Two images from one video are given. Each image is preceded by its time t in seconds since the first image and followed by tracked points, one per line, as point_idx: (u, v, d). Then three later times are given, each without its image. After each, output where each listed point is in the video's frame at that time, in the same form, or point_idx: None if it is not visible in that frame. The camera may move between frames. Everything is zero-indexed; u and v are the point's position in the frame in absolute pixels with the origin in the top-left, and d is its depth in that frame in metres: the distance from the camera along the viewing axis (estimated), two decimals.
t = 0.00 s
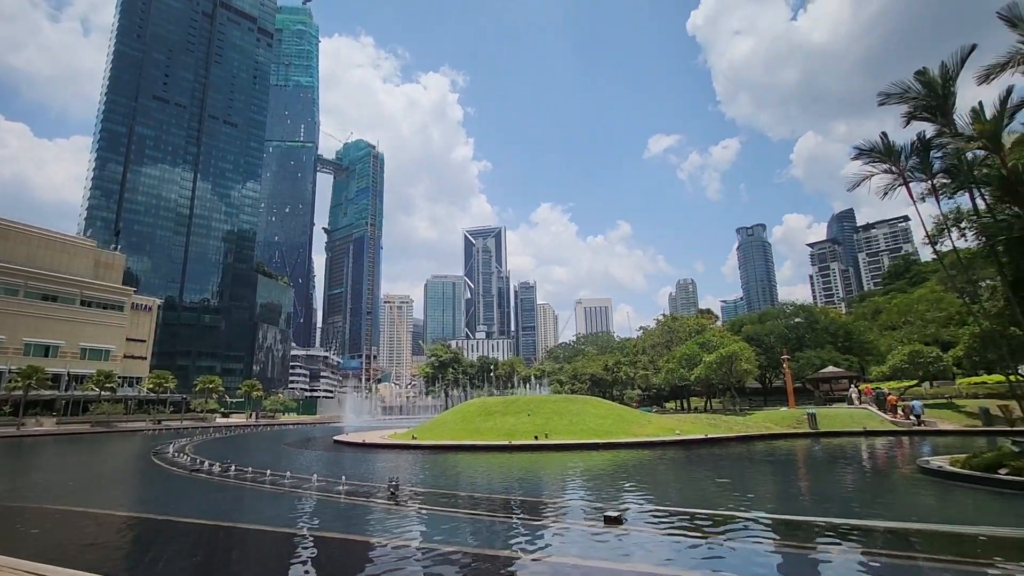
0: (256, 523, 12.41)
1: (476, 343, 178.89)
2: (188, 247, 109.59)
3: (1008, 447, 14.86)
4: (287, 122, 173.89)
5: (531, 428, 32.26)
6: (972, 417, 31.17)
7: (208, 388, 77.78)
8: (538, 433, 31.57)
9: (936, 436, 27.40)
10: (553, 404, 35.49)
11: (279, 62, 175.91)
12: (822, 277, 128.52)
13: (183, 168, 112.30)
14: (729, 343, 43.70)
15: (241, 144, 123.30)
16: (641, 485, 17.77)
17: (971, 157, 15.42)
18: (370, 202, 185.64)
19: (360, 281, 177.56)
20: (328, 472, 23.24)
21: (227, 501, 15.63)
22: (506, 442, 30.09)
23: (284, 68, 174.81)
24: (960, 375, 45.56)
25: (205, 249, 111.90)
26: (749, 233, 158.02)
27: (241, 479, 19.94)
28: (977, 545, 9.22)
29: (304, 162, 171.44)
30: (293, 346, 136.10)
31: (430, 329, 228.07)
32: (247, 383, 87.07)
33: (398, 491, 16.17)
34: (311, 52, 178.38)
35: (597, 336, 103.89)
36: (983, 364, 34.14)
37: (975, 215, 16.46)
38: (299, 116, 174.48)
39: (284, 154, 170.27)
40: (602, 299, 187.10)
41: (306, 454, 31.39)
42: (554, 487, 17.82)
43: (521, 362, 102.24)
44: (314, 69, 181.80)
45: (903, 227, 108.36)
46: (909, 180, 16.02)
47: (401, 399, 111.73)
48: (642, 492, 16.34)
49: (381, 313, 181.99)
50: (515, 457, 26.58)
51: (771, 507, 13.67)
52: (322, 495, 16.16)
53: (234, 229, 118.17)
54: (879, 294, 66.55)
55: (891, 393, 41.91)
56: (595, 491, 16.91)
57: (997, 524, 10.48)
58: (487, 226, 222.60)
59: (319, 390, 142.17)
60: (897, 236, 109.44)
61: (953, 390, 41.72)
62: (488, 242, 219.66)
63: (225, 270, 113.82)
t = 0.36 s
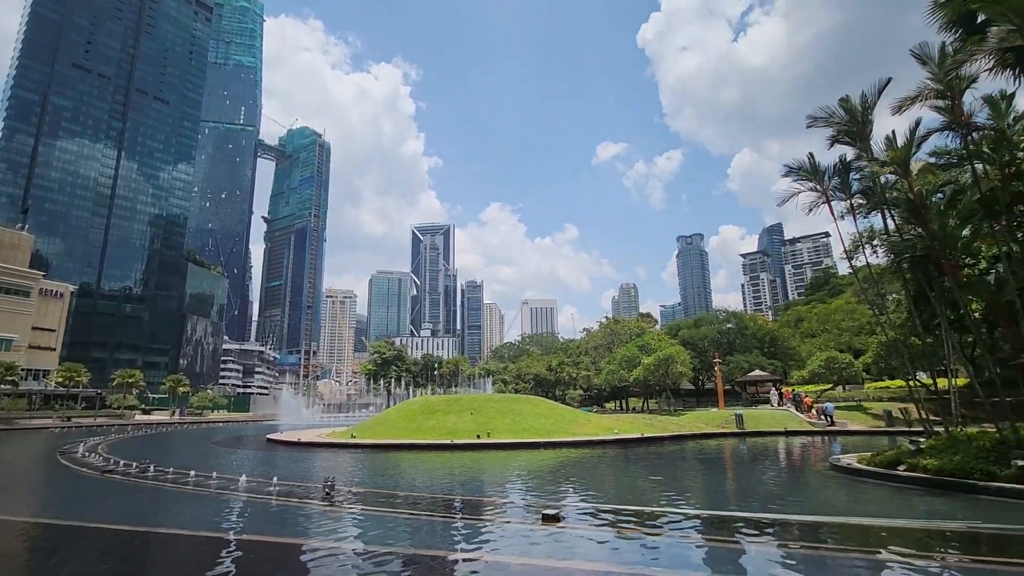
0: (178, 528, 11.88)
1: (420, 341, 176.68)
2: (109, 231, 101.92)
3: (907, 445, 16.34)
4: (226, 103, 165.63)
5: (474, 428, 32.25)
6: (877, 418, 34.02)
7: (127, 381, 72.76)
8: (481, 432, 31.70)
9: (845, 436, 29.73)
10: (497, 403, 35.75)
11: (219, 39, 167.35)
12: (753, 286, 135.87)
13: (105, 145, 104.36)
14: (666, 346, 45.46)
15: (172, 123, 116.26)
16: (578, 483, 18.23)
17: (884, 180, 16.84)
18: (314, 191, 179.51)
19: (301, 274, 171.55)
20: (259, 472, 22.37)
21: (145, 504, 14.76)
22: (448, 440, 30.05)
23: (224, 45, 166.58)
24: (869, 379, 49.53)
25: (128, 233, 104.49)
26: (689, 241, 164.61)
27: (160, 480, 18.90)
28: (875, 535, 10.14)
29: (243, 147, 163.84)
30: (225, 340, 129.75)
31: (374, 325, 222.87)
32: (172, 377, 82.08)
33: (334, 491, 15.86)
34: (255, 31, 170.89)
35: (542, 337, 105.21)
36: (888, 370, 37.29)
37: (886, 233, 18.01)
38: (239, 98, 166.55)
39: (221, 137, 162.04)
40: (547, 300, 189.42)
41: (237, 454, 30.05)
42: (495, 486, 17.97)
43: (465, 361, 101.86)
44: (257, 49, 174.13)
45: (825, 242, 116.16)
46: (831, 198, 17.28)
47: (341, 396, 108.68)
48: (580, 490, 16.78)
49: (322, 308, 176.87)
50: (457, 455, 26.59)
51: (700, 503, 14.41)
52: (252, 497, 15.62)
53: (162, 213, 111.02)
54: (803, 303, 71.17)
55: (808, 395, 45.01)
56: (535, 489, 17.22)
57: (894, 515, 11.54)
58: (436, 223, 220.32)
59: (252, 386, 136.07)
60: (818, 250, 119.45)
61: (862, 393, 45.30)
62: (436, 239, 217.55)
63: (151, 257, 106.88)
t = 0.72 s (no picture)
0: (80, 540, 10.97)
1: (356, 341, 171.88)
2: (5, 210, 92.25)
3: (815, 449, 17.69)
4: (150, 80, 154.84)
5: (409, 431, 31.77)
6: (788, 423, 36.64)
7: (19, 378, 65.90)
8: (416, 435, 31.28)
9: (760, 439, 31.81)
10: (434, 406, 35.43)
11: (145, 11, 157.42)
12: (683, 296, 142.39)
13: (5, 115, 94.54)
14: (602, 352, 46.75)
15: (87, 97, 107.21)
16: (513, 486, 18.42)
17: (802, 204, 18.22)
18: (246, 180, 170.76)
19: (229, 267, 162.16)
20: (174, 478, 20.97)
21: (39, 515, 13.47)
22: (381, 443, 29.43)
23: (150, 19, 157.59)
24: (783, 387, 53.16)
25: (28, 214, 95.01)
26: (625, 251, 170.32)
27: (57, 487, 17.28)
28: (784, 532, 10.92)
29: (168, 128, 153.63)
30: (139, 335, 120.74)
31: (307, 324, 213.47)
32: (75, 374, 75.20)
33: (257, 498, 15.17)
34: (186, 7, 162.10)
35: (481, 339, 105.18)
36: (799, 379, 40.25)
37: (802, 252, 19.47)
38: (165, 76, 156.19)
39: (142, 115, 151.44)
40: (487, 303, 189.77)
41: (148, 458, 28.00)
42: (428, 491, 17.82)
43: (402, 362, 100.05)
44: (189, 26, 164.97)
45: (748, 258, 123.35)
46: (756, 218, 18.47)
47: (267, 397, 103.67)
48: (514, 493, 16.97)
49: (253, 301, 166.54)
50: (391, 459, 26.11)
51: (627, 505, 14.98)
52: (164, 505, 14.63)
53: (70, 194, 101.87)
54: (727, 314, 75.43)
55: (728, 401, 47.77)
56: (469, 493, 17.24)
57: (800, 513, 12.49)
58: (376, 221, 215.14)
59: (169, 385, 127.23)
60: (743, 265, 127.02)
61: (776, 399, 48.58)
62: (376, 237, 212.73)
63: (55, 242, 97.68)
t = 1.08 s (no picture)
0: None
1: (285, 341, 164.81)
2: None
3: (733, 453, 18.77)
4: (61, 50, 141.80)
5: (341, 435, 30.85)
6: (710, 429, 38.65)
7: None
8: (347, 440, 30.37)
9: (683, 445, 33.33)
10: (367, 410, 34.58)
11: None
12: (618, 305, 147.24)
13: None
14: (539, 358, 47.39)
15: None
16: (445, 492, 18.31)
17: (729, 222, 19.33)
18: (170, 166, 159.50)
19: (144, 257, 150.43)
20: (72, 486, 19.22)
21: None
22: (309, 449, 28.36)
23: None
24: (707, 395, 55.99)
25: None
26: (565, 260, 174.03)
27: None
28: (701, 534, 11.52)
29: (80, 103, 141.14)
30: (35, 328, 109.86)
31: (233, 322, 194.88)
32: None
33: (167, 507, 14.22)
34: None
35: (418, 342, 103.58)
36: (721, 387, 42.56)
37: (727, 269, 20.68)
38: (80, 47, 143.70)
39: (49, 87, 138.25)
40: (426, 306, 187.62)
41: (43, 464, 25.47)
42: (357, 498, 17.38)
43: (335, 363, 97.05)
44: None
45: (679, 271, 129.27)
46: (687, 233, 19.44)
47: (184, 398, 97.17)
48: (446, 499, 16.85)
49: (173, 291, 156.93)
50: (318, 464, 25.19)
51: (556, 509, 15.27)
52: (58, 518, 13.38)
53: None
54: (658, 324, 78.64)
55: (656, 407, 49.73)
56: (400, 500, 16.98)
57: (716, 515, 13.20)
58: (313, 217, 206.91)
59: (69, 385, 116.46)
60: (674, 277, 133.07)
61: (701, 407, 51.06)
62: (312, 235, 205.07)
63: None
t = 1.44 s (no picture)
0: None
1: (190, 340, 152.46)
2: None
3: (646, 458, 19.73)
4: None
5: (250, 441, 29.16)
6: (626, 436, 40.27)
7: None
8: (257, 446, 28.70)
9: (600, 450, 34.51)
10: (281, 415, 32.88)
11: None
12: (545, 313, 150.47)
13: None
14: (465, 364, 47.24)
15: None
16: (362, 500, 17.80)
17: (650, 238, 20.36)
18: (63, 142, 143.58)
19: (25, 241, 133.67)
20: None
21: None
22: (214, 456, 26.49)
23: None
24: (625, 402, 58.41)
25: None
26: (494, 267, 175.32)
27: None
28: (613, 536, 11.99)
29: None
30: None
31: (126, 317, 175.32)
32: None
33: (40, 525, 12.76)
34: None
35: (340, 345, 100.01)
36: (637, 395, 44.50)
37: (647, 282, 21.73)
38: None
39: None
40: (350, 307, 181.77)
41: None
42: (266, 508, 16.50)
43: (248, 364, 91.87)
44: None
45: (603, 282, 134.10)
46: (612, 247, 20.25)
47: (68, 401, 87.47)
48: (362, 508, 16.40)
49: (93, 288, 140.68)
50: (224, 473, 23.60)
51: (476, 516, 15.32)
52: None
53: None
54: (582, 333, 81.04)
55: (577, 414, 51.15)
56: (312, 509, 16.32)
57: (626, 519, 13.79)
58: (230, 208, 194.03)
59: None
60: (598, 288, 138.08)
61: (619, 413, 53.09)
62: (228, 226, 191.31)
63: None
